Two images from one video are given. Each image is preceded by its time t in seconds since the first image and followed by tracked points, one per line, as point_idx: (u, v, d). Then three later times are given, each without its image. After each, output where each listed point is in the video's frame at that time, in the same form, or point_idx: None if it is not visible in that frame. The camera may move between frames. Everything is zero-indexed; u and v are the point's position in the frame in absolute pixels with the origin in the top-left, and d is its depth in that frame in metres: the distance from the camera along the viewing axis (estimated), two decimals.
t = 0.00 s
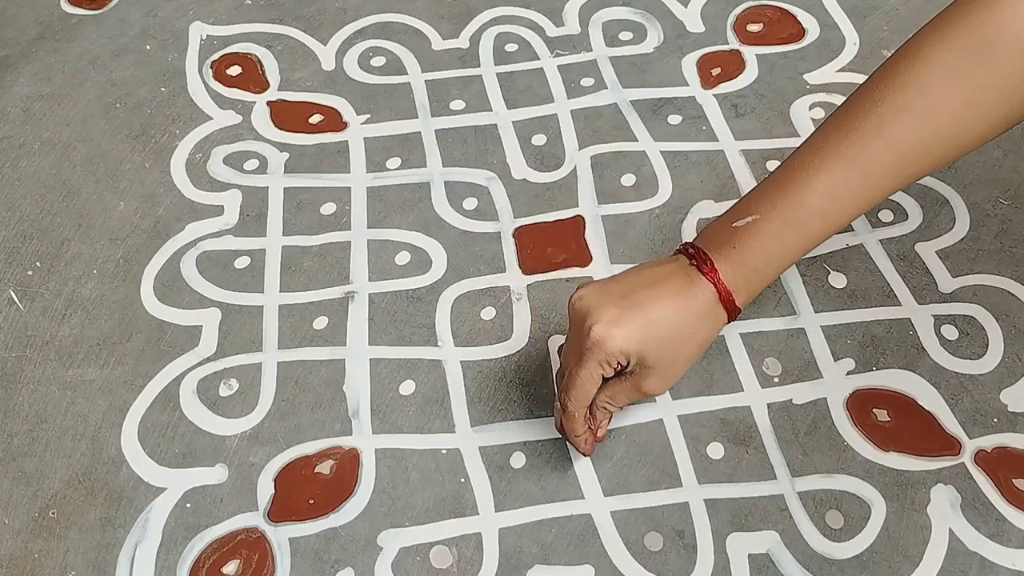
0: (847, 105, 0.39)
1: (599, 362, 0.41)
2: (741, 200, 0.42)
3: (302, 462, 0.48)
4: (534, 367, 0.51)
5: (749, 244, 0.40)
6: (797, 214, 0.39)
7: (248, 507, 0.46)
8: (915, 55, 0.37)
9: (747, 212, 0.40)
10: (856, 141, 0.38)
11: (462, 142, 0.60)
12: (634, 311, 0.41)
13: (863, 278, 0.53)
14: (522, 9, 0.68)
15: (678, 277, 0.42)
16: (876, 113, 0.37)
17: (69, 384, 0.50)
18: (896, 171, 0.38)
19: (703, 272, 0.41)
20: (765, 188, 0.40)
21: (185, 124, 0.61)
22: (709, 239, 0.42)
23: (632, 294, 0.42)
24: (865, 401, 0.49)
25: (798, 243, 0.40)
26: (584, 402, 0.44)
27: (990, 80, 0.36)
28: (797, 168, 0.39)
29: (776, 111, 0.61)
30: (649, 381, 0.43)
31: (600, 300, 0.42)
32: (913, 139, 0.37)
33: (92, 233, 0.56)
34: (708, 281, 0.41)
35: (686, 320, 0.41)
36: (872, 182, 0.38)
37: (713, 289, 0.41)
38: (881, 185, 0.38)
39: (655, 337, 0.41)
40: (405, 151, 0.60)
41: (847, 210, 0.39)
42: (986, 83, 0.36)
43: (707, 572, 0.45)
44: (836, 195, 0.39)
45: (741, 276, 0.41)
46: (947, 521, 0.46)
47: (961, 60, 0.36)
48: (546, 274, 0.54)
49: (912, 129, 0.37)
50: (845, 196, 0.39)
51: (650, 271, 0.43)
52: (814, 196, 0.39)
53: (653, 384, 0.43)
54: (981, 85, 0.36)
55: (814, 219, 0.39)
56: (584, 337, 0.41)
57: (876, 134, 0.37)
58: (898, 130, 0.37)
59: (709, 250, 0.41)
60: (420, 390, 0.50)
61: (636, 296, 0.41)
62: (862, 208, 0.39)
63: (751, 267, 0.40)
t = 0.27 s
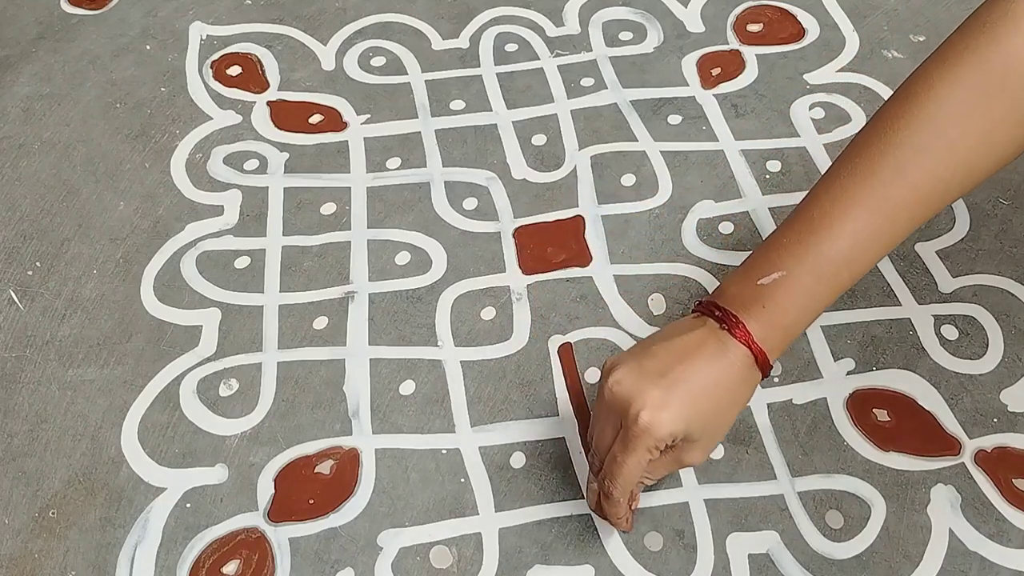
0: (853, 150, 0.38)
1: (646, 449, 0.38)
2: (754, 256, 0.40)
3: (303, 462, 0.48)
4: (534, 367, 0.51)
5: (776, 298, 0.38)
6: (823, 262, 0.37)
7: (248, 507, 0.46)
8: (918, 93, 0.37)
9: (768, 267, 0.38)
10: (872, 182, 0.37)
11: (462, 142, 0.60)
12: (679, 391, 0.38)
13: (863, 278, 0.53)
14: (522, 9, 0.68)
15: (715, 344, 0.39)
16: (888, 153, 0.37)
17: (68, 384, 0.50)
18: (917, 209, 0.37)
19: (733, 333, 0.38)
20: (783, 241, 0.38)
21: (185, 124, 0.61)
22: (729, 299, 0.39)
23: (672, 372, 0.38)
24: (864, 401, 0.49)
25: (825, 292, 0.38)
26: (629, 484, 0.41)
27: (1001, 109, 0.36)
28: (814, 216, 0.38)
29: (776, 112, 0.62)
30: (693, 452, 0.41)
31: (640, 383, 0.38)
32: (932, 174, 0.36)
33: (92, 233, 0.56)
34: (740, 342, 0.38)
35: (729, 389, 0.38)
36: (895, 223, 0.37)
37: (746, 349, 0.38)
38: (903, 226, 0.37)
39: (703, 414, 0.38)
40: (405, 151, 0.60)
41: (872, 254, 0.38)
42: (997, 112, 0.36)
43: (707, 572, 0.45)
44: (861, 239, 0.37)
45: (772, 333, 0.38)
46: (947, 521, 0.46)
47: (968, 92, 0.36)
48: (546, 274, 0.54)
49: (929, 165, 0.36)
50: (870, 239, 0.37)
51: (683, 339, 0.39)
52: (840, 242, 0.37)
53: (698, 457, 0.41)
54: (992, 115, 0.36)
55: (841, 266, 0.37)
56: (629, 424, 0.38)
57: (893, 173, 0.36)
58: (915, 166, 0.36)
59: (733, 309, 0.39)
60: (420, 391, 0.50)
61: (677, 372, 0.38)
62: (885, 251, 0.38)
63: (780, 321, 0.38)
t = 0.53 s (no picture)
0: (854, 185, 0.40)
1: (680, 500, 0.39)
2: (768, 292, 0.41)
3: (303, 462, 0.48)
4: (534, 367, 0.51)
5: (793, 331, 0.40)
6: (837, 294, 0.39)
7: (248, 507, 0.46)
8: (913, 128, 0.39)
9: (784, 302, 0.40)
10: (878, 214, 0.39)
11: (462, 142, 0.60)
12: (706, 437, 0.39)
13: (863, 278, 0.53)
14: (522, 9, 0.68)
15: (735, 386, 0.40)
16: (890, 187, 0.39)
17: (68, 384, 0.50)
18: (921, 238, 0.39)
19: (754, 370, 0.40)
20: (796, 276, 0.40)
21: (185, 124, 0.61)
22: (747, 334, 0.41)
23: (697, 419, 0.39)
24: (864, 401, 0.49)
25: (841, 322, 0.40)
26: (663, 537, 0.41)
27: (993, 138, 0.38)
28: (824, 250, 0.40)
29: (776, 112, 0.62)
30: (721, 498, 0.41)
31: (666, 435, 0.39)
32: (939, 197, 0.39)
33: (92, 233, 0.56)
34: (762, 380, 0.40)
35: (754, 428, 0.40)
36: (904, 249, 0.39)
37: (768, 388, 0.40)
38: (913, 251, 0.39)
39: (732, 458, 0.39)
40: (405, 151, 0.60)
41: (882, 283, 0.40)
42: (998, 136, 0.38)
43: (707, 572, 0.45)
44: (871, 270, 0.39)
45: (792, 364, 0.40)
46: (947, 521, 0.46)
47: (959, 127, 0.38)
48: (546, 274, 0.54)
49: (929, 197, 0.38)
50: (882, 265, 0.39)
51: (703, 385, 0.40)
52: (851, 274, 0.39)
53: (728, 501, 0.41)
54: (984, 145, 0.38)
55: (853, 296, 0.39)
56: (661, 476, 0.39)
57: (895, 205, 0.39)
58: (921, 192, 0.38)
59: (752, 345, 0.40)
60: (420, 391, 0.50)
61: (702, 418, 0.39)
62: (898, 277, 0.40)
63: (798, 353, 0.40)
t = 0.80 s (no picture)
0: (878, 170, 0.40)
1: (738, 494, 0.38)
2: (799, 282, 0.41)
3: (303, 461, 0.48)
4: (534, 367, 0.51)
5: (831, 318, 0.39)
6: (873, 279, 0.39)
7: (248, 507, 0.46)
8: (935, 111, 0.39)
9: (818, 290, 0.40)
10: (907, 197, 0.39)
11: (462, 142, 0.60)
12: (757, 428, 0.38)
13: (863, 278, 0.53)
14: (522, 9, 0.68)
15: (780, 375, 0.39)
16: (918, 169, 0.39)
17: (68, 384, 0.50)
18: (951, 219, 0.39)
19: (795, 359, 0.39)
20: (828, 264, 0.40)
21: (185, 124, 0.61)
22: (782, 326, 0.40)
23: (746, 411, 0.39)
24: (864, 401, 0.49)
25: (877, 308, 0.40)
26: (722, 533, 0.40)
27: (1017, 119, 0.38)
28: (857, 236, 0.39)
29: (776, 112, 0.62)
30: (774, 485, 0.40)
31: (718, 430, 0.39)
32: (965, 177, 0.39)
33: (92, 233, 0.56)
34: (804, 368, 0.39)
35: (802, 415, 0.39)
36: (936, 230, 0.39)
37: (812, 373, 0.39)
38: (944, 232, 0.39)
39: (784, 446, 0.39)
40: (405, 151, 0.60)
41: (915, 266, 0.40)
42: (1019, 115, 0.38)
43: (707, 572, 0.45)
44: (905, 253, 0.39)
45: (831, 351, 0.39)
46: (947, 521, 0.46)
47: (983, 108, 0.38)
48: (546, 274, 0.54)
49: (958, 178, 0.39)
50: (917, 246, 0.39)
51: (747, 377, 0.40)
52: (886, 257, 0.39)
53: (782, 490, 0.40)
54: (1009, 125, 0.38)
55: (887, 280, 0.39)
56: (717, 472, 0.38)
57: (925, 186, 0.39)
58: (948, 172, 0.39)
59: (789, 335, 0.40)
60: (420, 391, 0.50)
61: (751, 410, 0.39)
62: (930, 258, 0.40)
63: (836, 340, 0.39)
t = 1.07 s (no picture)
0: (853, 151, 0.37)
1: (638, 437, 0.37)
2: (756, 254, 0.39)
3: (302, 461, 0.48)
4: (534, 367, 0.51)
5: (775, 295, 0.37)
6: (824, 260, 0.37)
7: (248, 507, 0.46)
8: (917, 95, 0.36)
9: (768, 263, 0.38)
10: (872, 181, 0.36)
11: (462, 142, 0.60)
12: (672, 376, 0.37)
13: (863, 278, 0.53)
14: (522, 9, 0.68)
15: (711, 338, 0.38)
16: (888, 154, 0.36)
17: (68, 384, 0.50)
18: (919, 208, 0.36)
19: (731, 327, 0.38)
20: (783, 238, 0.38)
21: (185, 124, 0.61)
22: (729, 295, 0.39)
23: (666, 360, 0.38)
24: (865, 401, 0.49)
25: (827, 291, 0.37)
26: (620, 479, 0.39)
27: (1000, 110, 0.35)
28: (815, 211, 0.37)
29: (776, 112, 0.62)
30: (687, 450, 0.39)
31: (632, 369, 0.38)
32: (938, 164, 0.36)
33: (92, 233, 0.56)
34: (740, 338, 0.38)
35: (723, 380, 0.38)
36: (898, 217, 0.36)
37: (745, 346, 0.38)
38: (909, 218, 0.36)
39: (697, 406, 0.37)
40: (405, 151, 0.60)
41: (873, 254, 0.37)
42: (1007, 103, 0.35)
43: (707, 572, 0.45)
44: (861, 236, 0.36)
45: (772, 328, 0.38)
46: (947, 521, 0.46)
47: (966, 96, 0.35)
48: (546, 274, 0.54)
49: (928, 168, 0.36)
50: (876, 231, 0.36)
51: (681, 332, 0.39)
52: (840, 240, 0.36)
53: (698, 456, 0.39)
54: (990, 118, 0.35)
55: (842, 263, 0.37)
56: (620, 409, 0.37)
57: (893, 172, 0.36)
58: (920, 155, 0.36)
59: (734, 306, 0.38)
60: (420, 391, 0.50)
61: (669, 360, 0.38)
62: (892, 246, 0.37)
63: (782, 318, 0.37)
